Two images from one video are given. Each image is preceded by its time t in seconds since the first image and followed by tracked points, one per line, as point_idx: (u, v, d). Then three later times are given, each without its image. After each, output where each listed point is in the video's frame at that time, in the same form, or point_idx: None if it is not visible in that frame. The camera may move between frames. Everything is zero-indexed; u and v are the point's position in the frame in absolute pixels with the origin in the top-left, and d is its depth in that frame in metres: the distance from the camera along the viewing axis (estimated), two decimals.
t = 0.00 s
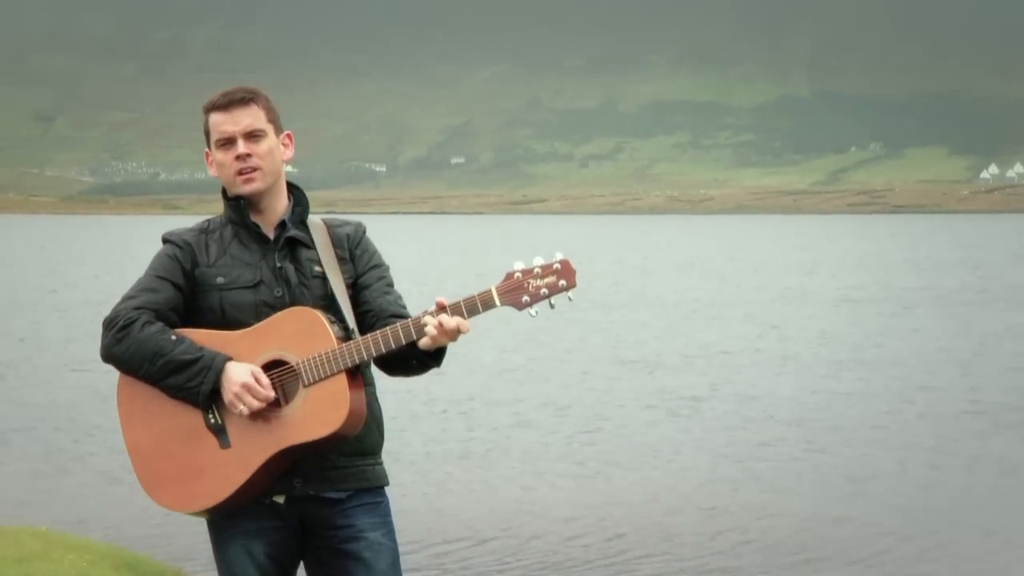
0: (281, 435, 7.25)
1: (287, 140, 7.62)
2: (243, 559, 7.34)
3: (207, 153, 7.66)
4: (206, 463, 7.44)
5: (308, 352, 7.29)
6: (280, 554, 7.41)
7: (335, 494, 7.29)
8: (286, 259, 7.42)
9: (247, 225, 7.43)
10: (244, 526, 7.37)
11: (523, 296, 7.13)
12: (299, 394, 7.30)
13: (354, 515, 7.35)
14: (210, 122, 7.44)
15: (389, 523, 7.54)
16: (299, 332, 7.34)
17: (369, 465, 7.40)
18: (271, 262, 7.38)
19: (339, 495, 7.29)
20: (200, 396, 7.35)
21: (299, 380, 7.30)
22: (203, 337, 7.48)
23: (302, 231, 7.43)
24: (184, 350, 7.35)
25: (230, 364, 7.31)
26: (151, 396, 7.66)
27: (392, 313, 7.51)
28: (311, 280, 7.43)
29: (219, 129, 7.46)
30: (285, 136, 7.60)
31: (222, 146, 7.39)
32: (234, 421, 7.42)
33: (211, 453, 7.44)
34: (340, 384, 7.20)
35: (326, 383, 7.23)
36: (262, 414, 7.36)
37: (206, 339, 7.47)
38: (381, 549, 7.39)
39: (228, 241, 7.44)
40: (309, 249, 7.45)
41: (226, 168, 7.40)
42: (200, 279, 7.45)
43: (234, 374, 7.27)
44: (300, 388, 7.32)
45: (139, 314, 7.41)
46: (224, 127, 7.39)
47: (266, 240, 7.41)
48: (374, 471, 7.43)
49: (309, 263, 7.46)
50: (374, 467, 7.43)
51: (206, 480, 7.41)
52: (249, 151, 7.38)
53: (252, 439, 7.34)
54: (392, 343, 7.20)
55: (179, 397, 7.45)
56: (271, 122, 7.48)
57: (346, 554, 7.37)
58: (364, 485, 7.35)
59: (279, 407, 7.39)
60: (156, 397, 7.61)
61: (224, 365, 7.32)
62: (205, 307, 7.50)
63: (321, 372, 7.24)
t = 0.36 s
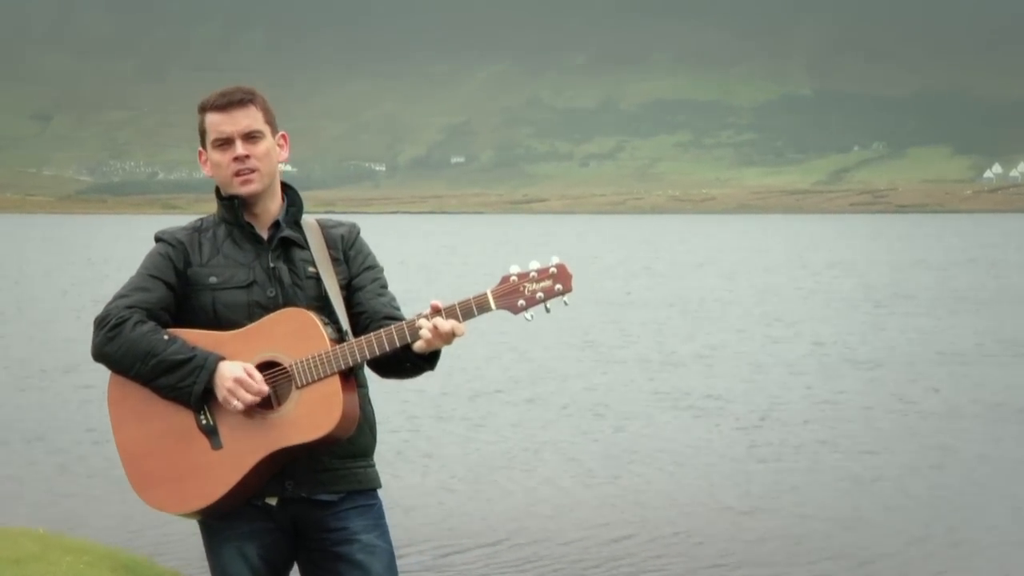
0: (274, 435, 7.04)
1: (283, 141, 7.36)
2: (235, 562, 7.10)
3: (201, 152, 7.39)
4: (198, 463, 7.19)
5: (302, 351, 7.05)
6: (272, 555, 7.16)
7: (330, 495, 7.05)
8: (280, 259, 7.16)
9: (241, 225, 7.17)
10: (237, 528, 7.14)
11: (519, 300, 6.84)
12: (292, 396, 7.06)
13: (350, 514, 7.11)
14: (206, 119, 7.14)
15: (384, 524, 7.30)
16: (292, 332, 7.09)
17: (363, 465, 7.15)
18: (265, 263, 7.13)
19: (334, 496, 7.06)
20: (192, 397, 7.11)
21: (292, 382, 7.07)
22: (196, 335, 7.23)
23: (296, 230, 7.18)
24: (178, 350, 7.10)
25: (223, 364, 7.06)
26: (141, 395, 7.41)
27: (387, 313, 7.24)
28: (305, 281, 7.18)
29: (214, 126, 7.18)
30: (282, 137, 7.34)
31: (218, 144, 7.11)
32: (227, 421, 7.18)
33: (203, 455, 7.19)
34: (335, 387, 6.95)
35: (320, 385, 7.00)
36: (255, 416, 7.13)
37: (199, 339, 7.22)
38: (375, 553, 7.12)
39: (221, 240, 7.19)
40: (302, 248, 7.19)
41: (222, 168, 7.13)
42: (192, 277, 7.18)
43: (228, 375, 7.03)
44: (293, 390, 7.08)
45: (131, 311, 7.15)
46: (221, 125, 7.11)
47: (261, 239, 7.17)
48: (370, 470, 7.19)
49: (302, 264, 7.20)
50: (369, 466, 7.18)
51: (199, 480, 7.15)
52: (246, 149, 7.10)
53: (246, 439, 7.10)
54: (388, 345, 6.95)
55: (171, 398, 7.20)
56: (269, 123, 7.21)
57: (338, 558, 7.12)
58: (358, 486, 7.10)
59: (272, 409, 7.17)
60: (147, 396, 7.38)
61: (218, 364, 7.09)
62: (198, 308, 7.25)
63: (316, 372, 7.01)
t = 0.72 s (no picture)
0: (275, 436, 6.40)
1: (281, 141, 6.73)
2: (231, 568, 6.33)
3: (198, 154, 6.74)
4: (204, 469, 6.53)
5: (302, 347, 6.43)
6: (273, 559, 6.47)
7: (331, 496, 6.42)
8: (278, 259, 6.53)
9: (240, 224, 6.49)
10: (237, 536, 6.38)
11: (519, 296, 6.04)
12: (292, 397, 6.45)
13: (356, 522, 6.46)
14: (207, 117, 6.54)
15: (385, 530, 6.72)
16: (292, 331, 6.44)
17: (368, 469, 6.56)
18: (264, 263, 6.46)
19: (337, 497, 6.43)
20: (195, 401, 6.39)
21: (293, 383, 6.44)
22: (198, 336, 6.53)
23: (293, 229, 6.56)
24: (176, 349, 6.36)
25: (222, 362, 6.34)
26: (141, 392, 6.70)
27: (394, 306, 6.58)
28: (304, 281, 6.53)
29: (214, 125, 6.56)
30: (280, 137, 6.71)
31: (219, 143, 6.47)
32: (231, 421, 6.50)
33: (210, 459, 6.52)
34: (336, 388, 6.31)
35: (320, 385, 6.36)
36: (259, 418, 6.47)
37: (199, 339, 6.50)
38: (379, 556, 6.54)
39: (219, 240, 6.50)
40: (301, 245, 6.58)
41: (221, 167, 6.48)
42: (189, 269, 6.45)
43: (230, 370, 6.27)
44: (291, 392, 6.49)
45: (127, 307, 6.40)
46: (224, 123, 6.49)
47: (258, 238, 6.49)
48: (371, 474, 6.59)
49: (301, 263, 6.59)
50: (371, 471, 6.57)
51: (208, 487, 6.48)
52: (249, 149, 6.47)
53: (251, 441, 6.43)
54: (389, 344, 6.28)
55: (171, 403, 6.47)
56: (271, 124, 6.61)
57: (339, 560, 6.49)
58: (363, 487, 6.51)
59: (273, 409, 6.54)
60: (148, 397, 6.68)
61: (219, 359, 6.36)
62: (196, 309, 6.51)
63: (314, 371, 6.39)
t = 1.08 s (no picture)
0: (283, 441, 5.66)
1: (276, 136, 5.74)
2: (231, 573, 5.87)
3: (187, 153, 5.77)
4: (217, 478, 5.71)
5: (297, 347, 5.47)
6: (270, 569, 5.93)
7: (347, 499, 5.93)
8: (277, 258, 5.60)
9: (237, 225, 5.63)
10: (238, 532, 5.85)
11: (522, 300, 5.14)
12: (291, 404, 5.53)
13: (368, 526, 5.97)
14: (204, 121, 5.71)
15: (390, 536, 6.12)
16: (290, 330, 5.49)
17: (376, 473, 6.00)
18: (262, 262, 5.60)
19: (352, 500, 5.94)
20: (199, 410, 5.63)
21: (290, 390, 5.52)
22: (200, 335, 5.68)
23: (291, 229, 5.56)
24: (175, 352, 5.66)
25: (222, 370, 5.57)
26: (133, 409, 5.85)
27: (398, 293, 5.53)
28: (303, 281, 5.53)
29: (213, 127, 5.72)
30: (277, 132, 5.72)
31: (219, 145, 5.57)
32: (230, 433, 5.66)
33: (226, 467, 5.70)
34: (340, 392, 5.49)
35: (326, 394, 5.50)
36: (263, 429, 5.62)
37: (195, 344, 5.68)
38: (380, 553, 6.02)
39: (215, 241, 5.63)
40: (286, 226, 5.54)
41: (219, 168, 5.58)
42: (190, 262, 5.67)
43: (236, 384, 5.55)
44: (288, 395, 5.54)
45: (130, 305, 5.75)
46: (224, 127, 5.67)
47: (256, 238, 5.58)
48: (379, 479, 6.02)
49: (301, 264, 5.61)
50: (379, 474, 6.01)
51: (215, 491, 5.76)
52: (248, 149, 5.57)
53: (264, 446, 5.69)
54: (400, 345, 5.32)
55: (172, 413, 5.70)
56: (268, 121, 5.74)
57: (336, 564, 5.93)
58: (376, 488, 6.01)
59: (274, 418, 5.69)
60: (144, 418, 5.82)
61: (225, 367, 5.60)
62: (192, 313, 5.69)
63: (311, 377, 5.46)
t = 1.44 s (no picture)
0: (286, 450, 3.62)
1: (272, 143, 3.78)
2: None
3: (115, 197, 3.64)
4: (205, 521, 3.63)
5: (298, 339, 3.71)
6: None
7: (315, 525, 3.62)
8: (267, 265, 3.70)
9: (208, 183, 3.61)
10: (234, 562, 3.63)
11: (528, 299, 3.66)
12: (246, 402, 3.65)
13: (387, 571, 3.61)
14: (191, 124, 3.61)
15: None
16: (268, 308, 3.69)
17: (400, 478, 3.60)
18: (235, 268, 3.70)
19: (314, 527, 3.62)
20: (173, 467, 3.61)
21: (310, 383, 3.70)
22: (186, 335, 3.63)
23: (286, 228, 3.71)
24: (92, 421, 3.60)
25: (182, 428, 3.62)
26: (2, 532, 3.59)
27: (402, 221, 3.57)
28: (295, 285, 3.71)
29: (186, 133, 3.61)
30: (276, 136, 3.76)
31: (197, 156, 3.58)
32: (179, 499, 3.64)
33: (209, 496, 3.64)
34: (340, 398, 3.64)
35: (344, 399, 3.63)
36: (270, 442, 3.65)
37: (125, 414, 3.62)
38: None
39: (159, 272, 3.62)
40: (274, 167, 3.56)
41: (203, 175, 3.62)
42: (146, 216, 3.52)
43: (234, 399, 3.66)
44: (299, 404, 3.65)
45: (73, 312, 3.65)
46: (215, 132, 3.63)
47: (246, 241, 3.68)
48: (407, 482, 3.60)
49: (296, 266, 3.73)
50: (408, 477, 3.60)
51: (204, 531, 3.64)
52: (239, 153, 3.64)
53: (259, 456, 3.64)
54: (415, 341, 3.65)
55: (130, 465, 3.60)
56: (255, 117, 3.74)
57: None
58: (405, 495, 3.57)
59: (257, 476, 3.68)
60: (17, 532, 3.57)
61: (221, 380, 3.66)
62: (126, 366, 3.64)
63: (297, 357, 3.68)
